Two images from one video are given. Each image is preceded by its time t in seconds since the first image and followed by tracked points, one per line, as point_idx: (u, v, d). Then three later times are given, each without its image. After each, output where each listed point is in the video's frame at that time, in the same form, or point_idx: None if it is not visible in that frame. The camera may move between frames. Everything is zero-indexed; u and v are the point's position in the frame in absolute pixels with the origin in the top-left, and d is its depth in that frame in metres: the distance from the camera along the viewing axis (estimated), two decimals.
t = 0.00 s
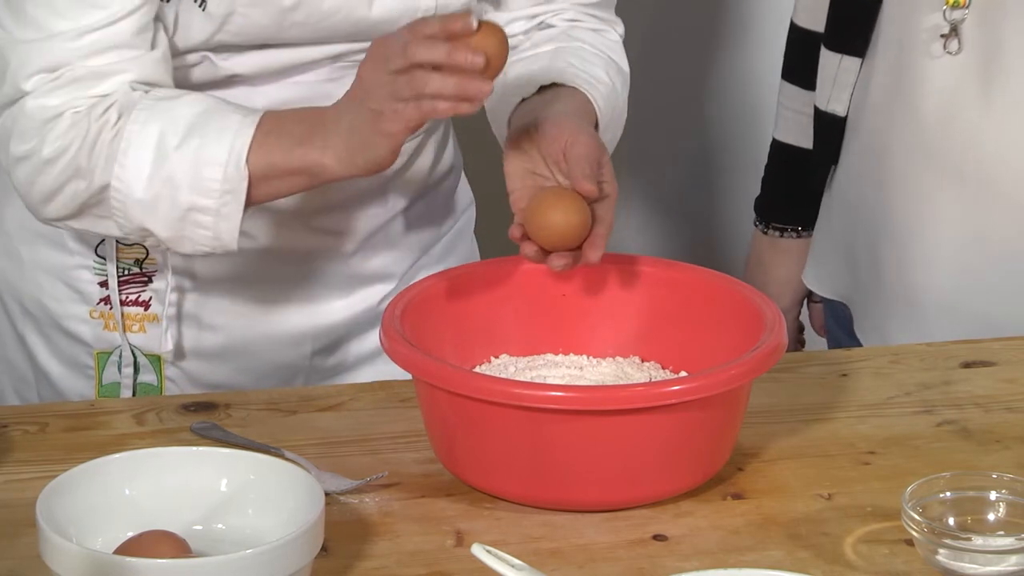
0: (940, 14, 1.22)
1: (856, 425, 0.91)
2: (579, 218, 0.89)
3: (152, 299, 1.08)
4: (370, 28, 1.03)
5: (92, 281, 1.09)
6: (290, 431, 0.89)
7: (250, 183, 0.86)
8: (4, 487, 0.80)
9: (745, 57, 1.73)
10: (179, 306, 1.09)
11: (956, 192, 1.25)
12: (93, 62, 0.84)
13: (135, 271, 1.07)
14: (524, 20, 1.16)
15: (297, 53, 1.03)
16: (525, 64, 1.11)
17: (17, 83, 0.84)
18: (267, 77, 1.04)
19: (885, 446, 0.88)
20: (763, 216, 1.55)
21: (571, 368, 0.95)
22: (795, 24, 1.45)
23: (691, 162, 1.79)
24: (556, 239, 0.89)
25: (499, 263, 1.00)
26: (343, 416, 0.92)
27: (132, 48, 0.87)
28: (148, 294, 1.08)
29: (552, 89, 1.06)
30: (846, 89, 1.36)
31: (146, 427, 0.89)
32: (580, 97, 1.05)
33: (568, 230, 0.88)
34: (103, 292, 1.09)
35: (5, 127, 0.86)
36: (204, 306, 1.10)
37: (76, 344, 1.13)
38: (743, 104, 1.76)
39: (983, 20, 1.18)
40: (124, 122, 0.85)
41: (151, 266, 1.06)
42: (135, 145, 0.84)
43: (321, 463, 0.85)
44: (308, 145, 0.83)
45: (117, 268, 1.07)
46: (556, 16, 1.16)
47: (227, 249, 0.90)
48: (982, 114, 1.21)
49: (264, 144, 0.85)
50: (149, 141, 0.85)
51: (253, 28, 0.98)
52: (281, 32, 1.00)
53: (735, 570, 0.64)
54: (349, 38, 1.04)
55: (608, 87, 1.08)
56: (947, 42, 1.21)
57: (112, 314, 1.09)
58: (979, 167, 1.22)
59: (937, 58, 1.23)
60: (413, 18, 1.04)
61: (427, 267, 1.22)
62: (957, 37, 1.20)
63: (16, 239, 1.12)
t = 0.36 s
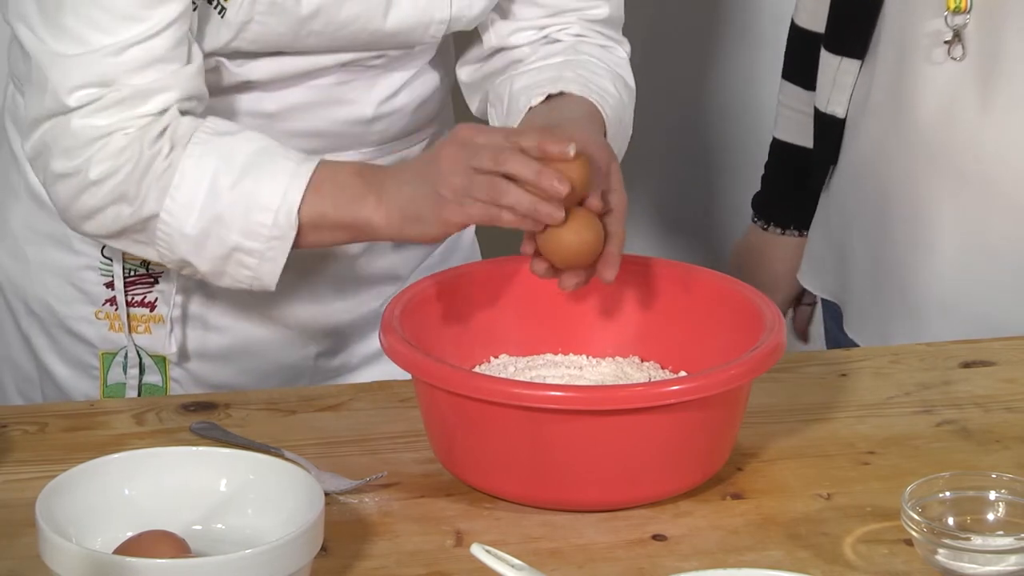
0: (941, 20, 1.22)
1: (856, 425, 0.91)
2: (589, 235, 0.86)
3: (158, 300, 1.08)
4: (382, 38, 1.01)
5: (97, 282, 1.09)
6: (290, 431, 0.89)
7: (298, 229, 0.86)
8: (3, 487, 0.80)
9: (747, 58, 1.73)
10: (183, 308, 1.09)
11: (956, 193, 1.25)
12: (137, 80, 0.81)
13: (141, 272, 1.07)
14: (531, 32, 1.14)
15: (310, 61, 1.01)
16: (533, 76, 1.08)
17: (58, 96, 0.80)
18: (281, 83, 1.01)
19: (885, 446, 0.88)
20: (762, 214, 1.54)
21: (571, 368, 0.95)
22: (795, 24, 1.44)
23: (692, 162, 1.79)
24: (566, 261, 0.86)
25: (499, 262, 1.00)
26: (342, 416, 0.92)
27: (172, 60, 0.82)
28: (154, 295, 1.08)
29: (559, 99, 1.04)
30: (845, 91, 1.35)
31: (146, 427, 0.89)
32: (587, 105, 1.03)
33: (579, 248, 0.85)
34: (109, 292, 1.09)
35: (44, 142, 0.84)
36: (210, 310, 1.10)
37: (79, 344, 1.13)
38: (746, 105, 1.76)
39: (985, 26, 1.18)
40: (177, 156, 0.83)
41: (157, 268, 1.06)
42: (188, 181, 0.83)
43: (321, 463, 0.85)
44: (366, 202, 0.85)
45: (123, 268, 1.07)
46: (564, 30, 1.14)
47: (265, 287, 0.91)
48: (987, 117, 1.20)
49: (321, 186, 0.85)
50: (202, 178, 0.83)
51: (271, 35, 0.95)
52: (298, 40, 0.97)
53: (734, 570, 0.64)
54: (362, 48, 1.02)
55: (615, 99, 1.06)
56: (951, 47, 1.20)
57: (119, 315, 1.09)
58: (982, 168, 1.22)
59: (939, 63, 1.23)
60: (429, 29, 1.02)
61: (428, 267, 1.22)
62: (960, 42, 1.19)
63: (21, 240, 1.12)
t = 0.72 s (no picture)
0: (934, 29, 1.22)
1: (855, 425, 0.91)
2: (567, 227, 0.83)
3: (156, 302, 1.07)
4: (383, 43, 1.01)
5: (96, 284, 1.09)
6: (290, 432, 0.89)
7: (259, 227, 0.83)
8: (3, 487, 0.80)
9: (748, 64, 1.72)
10: (183, 312, 1.09)
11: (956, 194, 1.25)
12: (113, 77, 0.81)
13: (139, 275, 1.06)
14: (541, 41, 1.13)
15: (310, 65, 1.00)
16: (551, 95, 1.08)
17: (40, 93, 0.80)
18: (280, 87, 1.01)
19: (884, 446, 0.88)
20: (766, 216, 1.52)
21: (571, 368, 0.95)
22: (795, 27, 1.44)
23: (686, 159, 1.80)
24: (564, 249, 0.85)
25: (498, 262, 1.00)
26: (342, 416, 0.92)
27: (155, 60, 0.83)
28: (151, 298, 1.07)
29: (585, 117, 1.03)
30: (846, 94, 1.33)
31: (145, 427, 0.89)
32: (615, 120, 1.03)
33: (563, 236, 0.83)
34: (107, 294, 1.09)
35: (25, 137, 0.83)
36: (210, 313, 1.10)
37: (77, 345, 1.13)
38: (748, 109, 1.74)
39: (977, 34, 1.19)
40: (140, 147, 0.81)
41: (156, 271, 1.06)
42: (147, 172, 0.80)
43: (320, 463, 0.85)
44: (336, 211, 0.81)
45: (121, 271, 1.06)
46: (572, 38, 1.13)
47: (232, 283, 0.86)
48: (979, 122, 1.22)
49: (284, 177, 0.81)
50: (162, 168, 0.80)
51: (270, 39, 0.95)
52: (297, 44, 0.97)
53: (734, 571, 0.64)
54: (361, 51, 1.02)
55: (636, 108, 1.06)
56: (943, 55, 1.22)
57: (117, 316, 1.09)
58: (979, 170, 1.23)
59: (932, 71, 1.24)
60: (429, 34, 1.02)
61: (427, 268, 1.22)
62: (953, 51, 1.21)
63: (20, 240, 1.12)
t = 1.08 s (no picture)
0: (923, 31, 1.24)
1: (855, 425, 0.91)
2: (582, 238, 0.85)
3: (151, 305, 1.08)
4: (379, 42, 1.01)
5: (92, 286, 1.09)
6: (289, 432, 0.89)
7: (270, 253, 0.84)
8: (3, 487, 0.80)
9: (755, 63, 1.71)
10: (178, 314, 1.08)
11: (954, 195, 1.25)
12: (125, 78, 0.79)
13: (135, 277, 1.06)
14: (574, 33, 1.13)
15: (305, 67, 1.00)
16: (601, 94, 1.07)
17: (51, 93, 0.79)
18: (278, 88, 1.01)
19: (884, 446, 0.88)
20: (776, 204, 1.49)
21: (570, 368, 0.95)
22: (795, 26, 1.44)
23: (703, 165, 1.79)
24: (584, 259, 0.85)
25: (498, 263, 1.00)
26: (342, 416, 0.92)
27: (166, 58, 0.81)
28: (147, 300, 1.08)
29: (639, 108, 1.03)
30: (847, 91, 1.33)
31: (145, 427, 0.89)
32: (674, 108, 1.03)
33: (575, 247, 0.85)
34: (103, 296, 1.09)
35: (35, 144, 0.82)
36: (205, 315, 1.10)
37: (74, 347, 1.13)
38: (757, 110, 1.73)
39: (964, 37, 1.20)
40: (162, 162, 0.81)
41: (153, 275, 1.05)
42: (163, 190, 0.81)
43: (320, 463, 0.85)
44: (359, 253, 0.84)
45: (118, 273, 1.06)
46: (607, 27, 1.12)
47: (237, 308, 0.87)
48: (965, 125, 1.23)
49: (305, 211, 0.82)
50: (179, 186, 0.81)
51: (266, 38, 0.95)
52: (294, 43, 0.97)
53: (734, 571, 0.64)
54: (358, 51, 1.02)
55: (687, 87, 1.06)
56: (931, 57, 1.23)
57: (113, 319, 1.09)
58: (975, 172, 1.23)
59: (920, 72, 1.25)
60: (427, 33, 1.02)
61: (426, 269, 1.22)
62: (941, 53, 1.22)
63: (16, 241, 1.12)
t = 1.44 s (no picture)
0: (924, 30, 1.24)
1: (855, 425, 0.91)
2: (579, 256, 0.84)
3: (148, 308, 1.08)
4: (375, 43, 1.01)
5: (88, 289, 1.09)
6: (289, 432, 0.89)
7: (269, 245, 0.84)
8: (3, 487, 0.80)
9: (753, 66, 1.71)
10: (173, 317, 1.09)
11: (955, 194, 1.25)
12: (116, 78, 0.80)
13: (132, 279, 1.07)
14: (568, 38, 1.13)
15: (302, 69, 1.00)
16: (594, 103, 1.08)
17: (42, 93, 0.79)
18: (273, 90, 1.01)
19: (884, 446, 0.88)
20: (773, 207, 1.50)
21: (571, 368, 0.95)
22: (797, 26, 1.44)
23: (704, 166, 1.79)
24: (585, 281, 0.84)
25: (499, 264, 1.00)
26: (342, 416, 0.92)
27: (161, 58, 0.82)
28: (143, 303, 1.08)
29: (629, 120, 1.03)
30: (847, 90, 1.33)
31: (146, 427, 0.89)
32: (665, 120, 1.03)
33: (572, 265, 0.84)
34: (99, 299, 1.09)
35: (30, 144, 0.82)
36: (201, 317, 1.10)
37: (70, 350, 1.12)
38: (756, 112, 1.73)
39: (966, 36, 1.20)
40: (158, 155, 0.81)
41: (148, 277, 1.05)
42: (159, 182, 0.81)
43: (320, 463, 0.85)
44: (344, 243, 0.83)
45: (114, 276, 1.06)
46: (606, 29, 1.12)
47: (232, 302, 0.86)
48: (969, 123, 1.23)
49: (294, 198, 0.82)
50: (173, 180, 0.81)
51: (262, 40, 0.95)
52: (290, 44, 0.97)
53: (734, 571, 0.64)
54: (354, 52, 1.02)
55: (680, 97, 1.06)
56: (934, 56, 1.23)
57: (109, 321, 1.09)
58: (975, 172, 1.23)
59: (923, 72, 1.25)
60: (423, 34, 1.02)
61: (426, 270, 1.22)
62: (942, 52, 1.22)
63: (12, 244, 1.12)
